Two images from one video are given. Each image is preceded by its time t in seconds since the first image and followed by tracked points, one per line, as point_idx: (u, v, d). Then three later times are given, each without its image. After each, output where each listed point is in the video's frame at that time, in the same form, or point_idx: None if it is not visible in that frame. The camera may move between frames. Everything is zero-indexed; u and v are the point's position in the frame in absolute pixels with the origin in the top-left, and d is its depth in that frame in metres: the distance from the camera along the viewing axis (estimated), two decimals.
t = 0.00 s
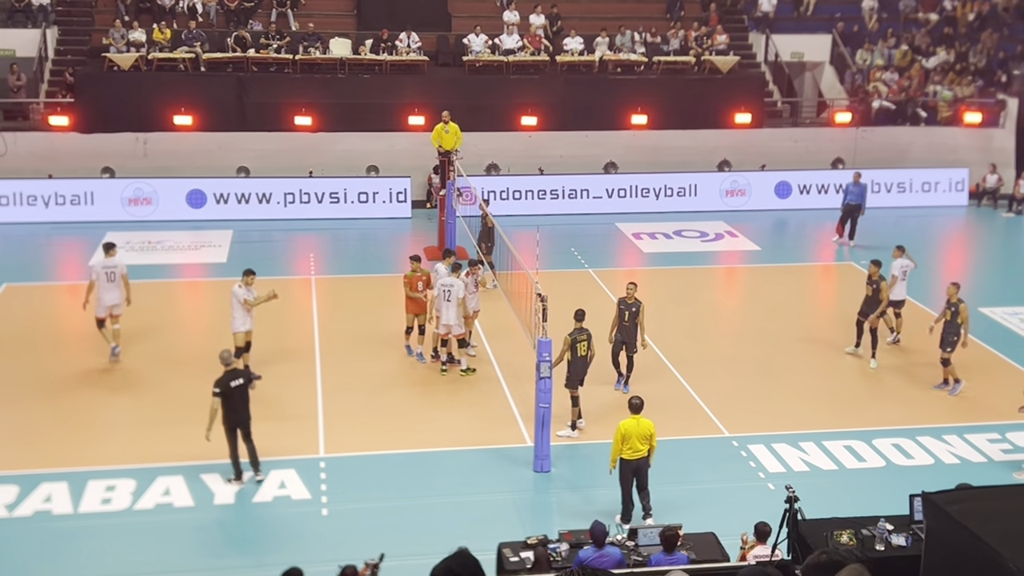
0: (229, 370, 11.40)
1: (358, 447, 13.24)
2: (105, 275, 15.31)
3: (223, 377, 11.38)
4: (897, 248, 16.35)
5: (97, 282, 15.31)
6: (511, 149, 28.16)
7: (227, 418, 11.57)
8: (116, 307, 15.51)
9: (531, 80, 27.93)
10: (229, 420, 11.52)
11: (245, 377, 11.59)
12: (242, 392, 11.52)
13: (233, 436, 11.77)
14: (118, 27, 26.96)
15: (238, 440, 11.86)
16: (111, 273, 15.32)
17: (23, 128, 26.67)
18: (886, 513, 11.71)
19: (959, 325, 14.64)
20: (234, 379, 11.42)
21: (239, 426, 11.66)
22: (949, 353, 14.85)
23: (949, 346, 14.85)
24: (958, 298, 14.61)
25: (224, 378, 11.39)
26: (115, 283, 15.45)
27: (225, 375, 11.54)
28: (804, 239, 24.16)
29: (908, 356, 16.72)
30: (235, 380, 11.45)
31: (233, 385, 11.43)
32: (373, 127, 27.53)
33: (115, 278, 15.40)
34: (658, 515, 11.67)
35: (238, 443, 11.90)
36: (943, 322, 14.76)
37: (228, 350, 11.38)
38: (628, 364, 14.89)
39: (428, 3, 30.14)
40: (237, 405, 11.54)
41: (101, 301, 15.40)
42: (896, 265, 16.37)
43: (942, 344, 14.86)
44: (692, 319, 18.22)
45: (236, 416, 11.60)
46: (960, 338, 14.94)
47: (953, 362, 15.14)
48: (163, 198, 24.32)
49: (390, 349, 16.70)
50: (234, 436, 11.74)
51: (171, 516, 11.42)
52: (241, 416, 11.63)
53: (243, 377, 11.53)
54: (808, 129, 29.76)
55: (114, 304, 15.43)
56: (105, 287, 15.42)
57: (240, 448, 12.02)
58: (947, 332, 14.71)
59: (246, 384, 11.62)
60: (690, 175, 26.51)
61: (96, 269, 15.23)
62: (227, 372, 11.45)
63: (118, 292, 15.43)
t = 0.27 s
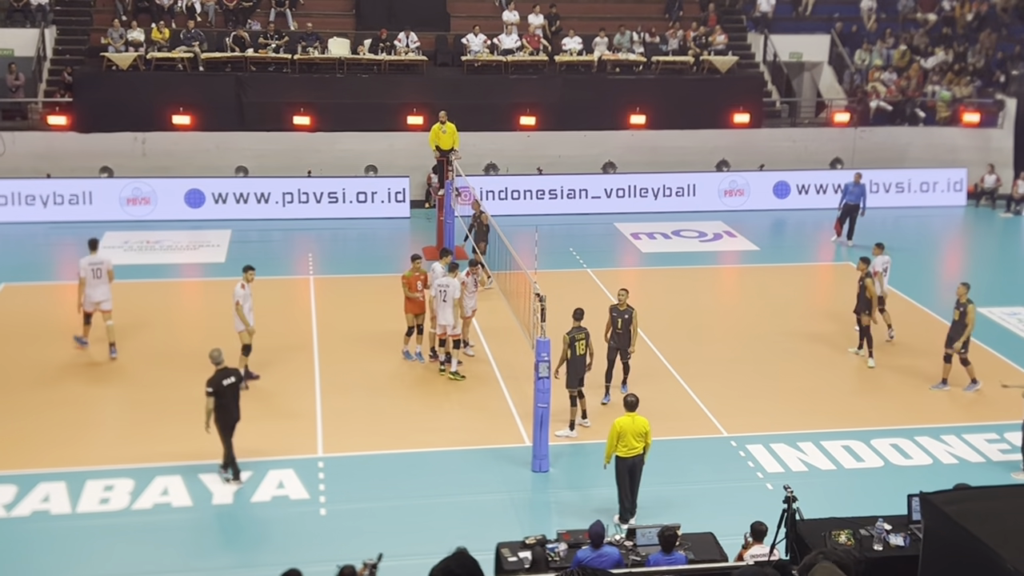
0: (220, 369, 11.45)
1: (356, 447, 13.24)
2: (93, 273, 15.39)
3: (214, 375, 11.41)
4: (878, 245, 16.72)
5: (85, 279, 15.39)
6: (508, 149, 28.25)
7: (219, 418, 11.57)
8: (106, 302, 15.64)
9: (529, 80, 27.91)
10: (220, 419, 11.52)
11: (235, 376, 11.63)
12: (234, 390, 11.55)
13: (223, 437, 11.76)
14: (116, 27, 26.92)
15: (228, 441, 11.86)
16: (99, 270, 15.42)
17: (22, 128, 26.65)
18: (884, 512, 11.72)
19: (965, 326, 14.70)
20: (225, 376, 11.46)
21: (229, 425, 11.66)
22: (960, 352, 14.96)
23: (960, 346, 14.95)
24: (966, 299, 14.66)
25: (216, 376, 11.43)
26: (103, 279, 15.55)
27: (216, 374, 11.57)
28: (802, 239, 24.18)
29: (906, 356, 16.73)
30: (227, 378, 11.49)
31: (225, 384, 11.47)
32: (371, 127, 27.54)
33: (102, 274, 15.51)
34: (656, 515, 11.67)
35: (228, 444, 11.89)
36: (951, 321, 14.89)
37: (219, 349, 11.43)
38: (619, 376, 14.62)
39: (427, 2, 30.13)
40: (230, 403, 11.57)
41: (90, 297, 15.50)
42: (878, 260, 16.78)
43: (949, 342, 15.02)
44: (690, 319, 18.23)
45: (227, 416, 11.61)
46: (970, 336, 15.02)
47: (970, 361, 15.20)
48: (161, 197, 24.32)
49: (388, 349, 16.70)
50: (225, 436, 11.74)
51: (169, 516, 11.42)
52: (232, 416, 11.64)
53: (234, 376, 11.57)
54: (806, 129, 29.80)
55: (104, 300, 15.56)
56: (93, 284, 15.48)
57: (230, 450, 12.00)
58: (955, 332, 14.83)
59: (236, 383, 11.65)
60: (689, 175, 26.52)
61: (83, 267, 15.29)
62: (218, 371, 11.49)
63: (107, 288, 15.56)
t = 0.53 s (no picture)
0: (210, 366, 11.48)
1: (354, 446, 13.23)
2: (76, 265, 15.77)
3: (204, 373, 11.45)
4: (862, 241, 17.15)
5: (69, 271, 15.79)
6: (506, 148, 28.33)
7: (207, 415, 11.60)
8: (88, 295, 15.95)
9: (528, 80, 27.87)
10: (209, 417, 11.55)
11: (224, 374, 11.65)
12: (223, 389, 11.59)
13: (212, 436, 11.79)
14: (114, 26, 26.85)
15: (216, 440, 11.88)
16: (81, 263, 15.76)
17: (20, 127, 26.62)
18: (882, 512, 11.72)
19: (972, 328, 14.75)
20: (215, 374, 11.49)
21: (217, 423, 11.70)
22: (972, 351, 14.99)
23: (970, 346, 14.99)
24: (976, 302, 14.62)
25: (206, 373, 11.47)
26: (87, 272, 15.90)
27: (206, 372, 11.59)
28: (800, 239, 24.20)
29: (903, 356, 16.74)
30: (217, 376, 11.52)
31: (215, 381, 11.49)
32: (369, 126, 27.55)
33: (86, 267, 15.83)
34: (655, 514, 11.67)
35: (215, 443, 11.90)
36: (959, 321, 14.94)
37: (209, 347, 11.50)
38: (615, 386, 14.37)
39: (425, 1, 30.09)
40: (219, 401, 11.61)
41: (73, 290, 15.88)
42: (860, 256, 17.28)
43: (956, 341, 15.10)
44: (688, 319, 18.22)
45: (216, 413, 11.64)
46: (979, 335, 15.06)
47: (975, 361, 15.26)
48: (160, 197, 24.32)
49: (386, 348, 16.70)
50: (213, 434, 11.77)
51: (167, 515, 11.42)
52: (220, 414, 11.68)
53: (223, 373, 11.60)
54: (805, 129, 29.81)
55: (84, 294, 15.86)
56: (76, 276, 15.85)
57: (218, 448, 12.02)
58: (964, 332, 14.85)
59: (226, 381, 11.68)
60: (686, 175, 26.53)
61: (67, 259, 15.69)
62: (208, 369, 11.53)
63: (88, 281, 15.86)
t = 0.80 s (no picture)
0: (199, 360, 11.67)
1: (353, 446, 13.23)
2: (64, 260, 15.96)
3: (194, 366, 11.62)
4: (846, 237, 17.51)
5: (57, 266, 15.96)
6: (506, 149, 28.28)
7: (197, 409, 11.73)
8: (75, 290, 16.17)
9: (526, 80, 27.86)
10: (197, 411, 11.68)
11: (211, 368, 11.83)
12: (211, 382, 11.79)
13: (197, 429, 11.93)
14: (112, 25, 26.80)
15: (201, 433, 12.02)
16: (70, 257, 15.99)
17: (18, 126, 26.60)
18: (879, 512, 11.73)
19: (977, 325, 14.78)
20: (206, 367, 11.68)
21: (204, 417, 11.84)
22: (972, 349, 15.05)
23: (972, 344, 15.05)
24: (977, 301, 14.63)
25: (196, 366, 11.64)
26: (74, 266, 16.13)
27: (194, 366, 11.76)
28: (799, 238, 24.23)
29: (902, 355, 16.76)
30: (207, 369, 11.70)
31: (205, 374, 11.67)
32: (368, 126, 27.53)
33: (74, 262, 16.07)
34: (653, 514, 11.67)
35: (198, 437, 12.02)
36: (962, 320, 14.95)
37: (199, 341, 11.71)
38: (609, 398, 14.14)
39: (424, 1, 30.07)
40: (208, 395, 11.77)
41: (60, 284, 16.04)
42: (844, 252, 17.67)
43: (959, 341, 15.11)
44: (686, 319, 18.24)
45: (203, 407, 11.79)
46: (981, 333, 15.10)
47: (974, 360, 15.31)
48: (158, 196, 24.31)
49: (384, 347, 16.70)
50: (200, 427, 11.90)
51: (165, 515, 11.42)
52: (206, 408, 11.83)
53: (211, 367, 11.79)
54: (804, 129, 29.83)
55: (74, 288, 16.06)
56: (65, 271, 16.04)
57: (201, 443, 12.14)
58: (966, 331, 14.90)
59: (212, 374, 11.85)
60: (685, 174, 26.54)
61: (55, 254, 15.86)
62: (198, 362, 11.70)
63: (77, 276, 16.09)
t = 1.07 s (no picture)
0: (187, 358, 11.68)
1: (351, 445, 13.23)
2: (53, 253, 16.26)
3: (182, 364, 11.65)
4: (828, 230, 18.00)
5: (45, 259, 16.23)
6: (505, 148, 28.32)
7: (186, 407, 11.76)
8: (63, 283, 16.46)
9: (524, 79, 27.86)
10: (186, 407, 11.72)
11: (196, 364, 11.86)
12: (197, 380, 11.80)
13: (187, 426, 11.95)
14: (110, 24, 26.78)
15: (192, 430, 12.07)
16: (59, 251, 16.30)
17: (16, 126, 26.59)
18: (877, 511, 11.74)
19: (975, 322, 14.81)
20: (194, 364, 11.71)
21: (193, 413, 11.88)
22: (970, 348, 15.07)
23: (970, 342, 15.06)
24: (974, 297, 14.74)
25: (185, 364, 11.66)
26: (62, 260, 16.43)
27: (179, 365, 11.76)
28: (797, 237, 24.26)
29: (899, 355, 16.78)
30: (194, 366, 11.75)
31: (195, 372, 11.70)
32: (366, 125, 27.51)
33: (62, 255, 16.38)
34: (651, 513, 11.68)
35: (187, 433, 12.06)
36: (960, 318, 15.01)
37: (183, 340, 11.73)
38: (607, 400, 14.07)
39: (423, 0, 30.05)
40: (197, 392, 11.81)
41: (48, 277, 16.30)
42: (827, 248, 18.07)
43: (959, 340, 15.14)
44: (684, 318, 18.25)
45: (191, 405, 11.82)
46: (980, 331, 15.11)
47: (971, 360, 15.30)
48: (156, 195, 24.30)
49: (383, 346, 16.72)
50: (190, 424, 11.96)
51: (163, 514, 11.42)
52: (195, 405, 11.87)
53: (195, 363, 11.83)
54: (801, 128, 29.85)
55: (62, 281, 16.34)
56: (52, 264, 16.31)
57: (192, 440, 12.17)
58: (964, 328, 14.94)
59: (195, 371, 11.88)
60: (683, 173, 26.55)
61: (44, 246, 16.13)
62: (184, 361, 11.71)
63: (65, 269, 16.41)
